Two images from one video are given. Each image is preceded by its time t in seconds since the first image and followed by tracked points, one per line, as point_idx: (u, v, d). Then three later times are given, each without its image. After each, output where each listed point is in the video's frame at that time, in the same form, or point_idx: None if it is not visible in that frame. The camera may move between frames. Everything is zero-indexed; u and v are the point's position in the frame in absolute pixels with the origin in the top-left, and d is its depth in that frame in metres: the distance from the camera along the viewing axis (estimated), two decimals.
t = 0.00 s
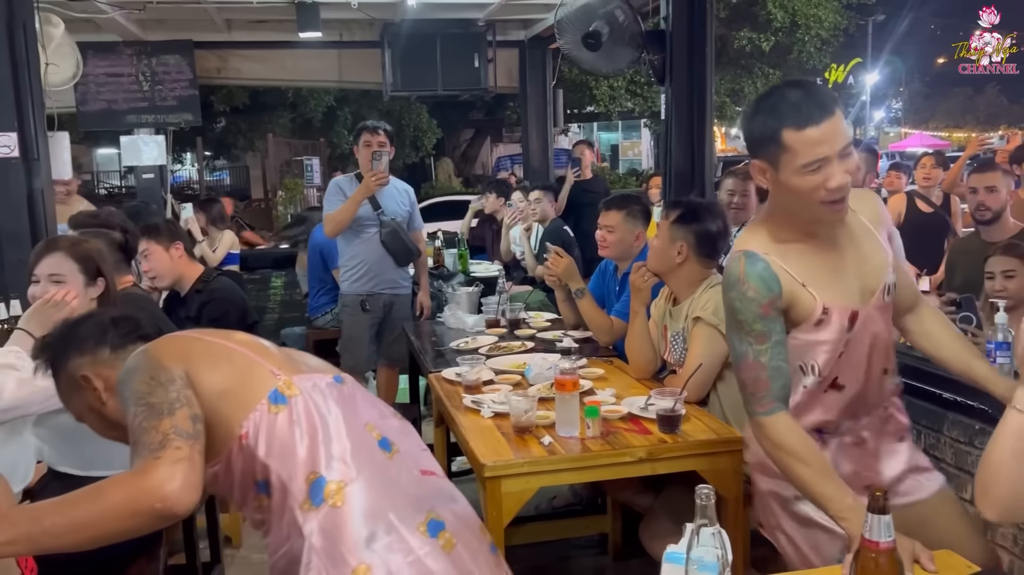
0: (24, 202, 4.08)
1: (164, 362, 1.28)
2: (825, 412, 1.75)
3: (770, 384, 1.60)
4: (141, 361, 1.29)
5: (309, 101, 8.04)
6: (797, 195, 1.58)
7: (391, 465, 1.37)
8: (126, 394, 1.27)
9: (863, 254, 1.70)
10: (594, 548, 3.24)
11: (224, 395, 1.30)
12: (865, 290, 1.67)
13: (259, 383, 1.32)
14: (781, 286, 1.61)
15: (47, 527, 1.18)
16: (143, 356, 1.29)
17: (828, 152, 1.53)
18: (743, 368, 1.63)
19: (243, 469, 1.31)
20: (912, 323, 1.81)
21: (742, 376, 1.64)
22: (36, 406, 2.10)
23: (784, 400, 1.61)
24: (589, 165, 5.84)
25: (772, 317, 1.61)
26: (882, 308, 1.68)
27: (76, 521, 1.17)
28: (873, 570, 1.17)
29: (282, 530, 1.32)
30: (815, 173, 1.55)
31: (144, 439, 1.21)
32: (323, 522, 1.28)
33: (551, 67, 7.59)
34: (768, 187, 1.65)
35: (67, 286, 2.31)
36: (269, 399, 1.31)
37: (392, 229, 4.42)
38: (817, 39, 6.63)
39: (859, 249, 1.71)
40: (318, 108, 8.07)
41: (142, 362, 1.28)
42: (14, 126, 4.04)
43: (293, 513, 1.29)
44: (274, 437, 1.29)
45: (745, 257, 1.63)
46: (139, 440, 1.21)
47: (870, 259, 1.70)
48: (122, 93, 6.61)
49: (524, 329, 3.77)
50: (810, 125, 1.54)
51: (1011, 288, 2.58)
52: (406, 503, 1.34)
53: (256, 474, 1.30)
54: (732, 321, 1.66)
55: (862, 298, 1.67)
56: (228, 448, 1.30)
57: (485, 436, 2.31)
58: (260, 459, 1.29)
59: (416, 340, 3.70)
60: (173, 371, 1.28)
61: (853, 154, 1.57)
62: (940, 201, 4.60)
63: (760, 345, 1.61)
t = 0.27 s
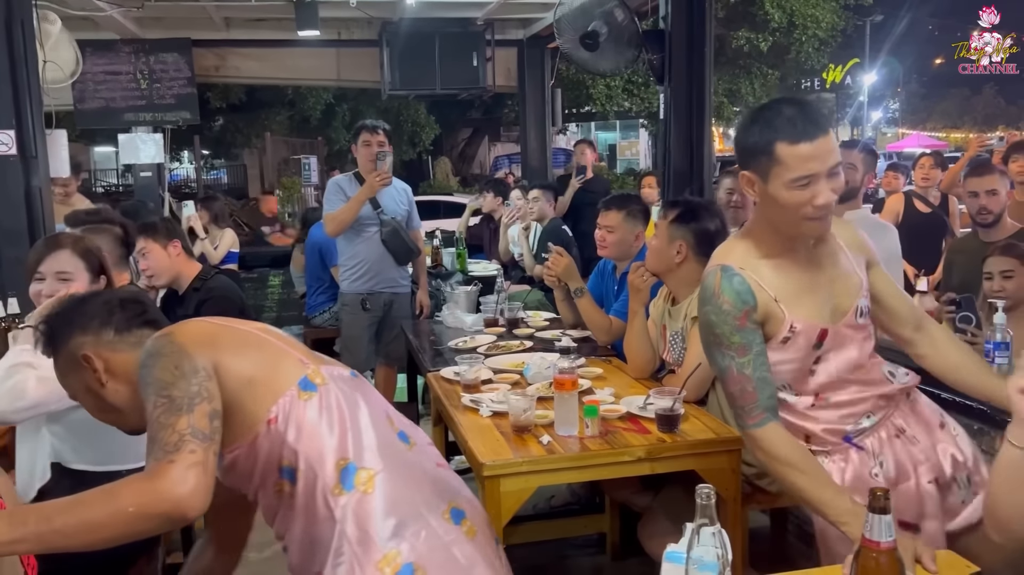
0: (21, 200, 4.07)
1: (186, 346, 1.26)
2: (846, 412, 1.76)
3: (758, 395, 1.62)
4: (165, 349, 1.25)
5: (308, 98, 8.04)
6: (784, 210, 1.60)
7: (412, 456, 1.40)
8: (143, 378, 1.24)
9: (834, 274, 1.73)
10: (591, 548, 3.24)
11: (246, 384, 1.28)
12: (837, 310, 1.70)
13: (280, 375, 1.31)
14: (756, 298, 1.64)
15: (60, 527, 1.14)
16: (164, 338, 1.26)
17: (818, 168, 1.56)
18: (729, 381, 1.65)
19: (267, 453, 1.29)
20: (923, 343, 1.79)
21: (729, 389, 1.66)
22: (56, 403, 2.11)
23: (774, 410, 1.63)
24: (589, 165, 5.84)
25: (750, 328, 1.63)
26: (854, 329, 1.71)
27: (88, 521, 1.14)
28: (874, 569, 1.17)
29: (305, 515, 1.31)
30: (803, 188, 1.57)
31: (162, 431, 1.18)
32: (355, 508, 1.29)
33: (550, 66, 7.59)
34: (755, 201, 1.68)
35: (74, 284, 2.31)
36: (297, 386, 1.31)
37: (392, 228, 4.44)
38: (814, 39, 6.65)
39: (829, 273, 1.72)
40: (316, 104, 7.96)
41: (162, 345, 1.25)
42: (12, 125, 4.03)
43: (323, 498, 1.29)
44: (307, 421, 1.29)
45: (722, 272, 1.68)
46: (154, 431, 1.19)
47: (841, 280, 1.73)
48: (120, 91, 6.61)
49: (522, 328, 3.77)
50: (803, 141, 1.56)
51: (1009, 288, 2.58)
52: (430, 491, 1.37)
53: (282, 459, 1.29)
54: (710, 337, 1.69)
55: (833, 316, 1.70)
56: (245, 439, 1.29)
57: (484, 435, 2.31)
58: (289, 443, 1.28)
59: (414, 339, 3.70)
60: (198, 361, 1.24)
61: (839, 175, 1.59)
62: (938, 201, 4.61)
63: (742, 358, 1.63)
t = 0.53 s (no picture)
0: (23, 196, 4.07)
1: (202, 334, 1.23)
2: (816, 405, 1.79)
3: (761, 397, 1.61)
4: (181, 336, 1.22)
5: (311, 96, 8.03)
6: (817, 207, 1.60)
7: (426, 446, 1.41)
8: (155, 364, 1.21)
9: (852, 279, 1.73)
10: (592, 546, 3.24)
11: (261, 374, 1.27)
12: (840, 317, 1.73)
13: (296, 365, 1.30)
14: (765, 303, 1.64)
15: (63, 531, 1.14)
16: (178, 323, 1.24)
17: (851, 164, 1.58)
18: (733, 383, 1.65)
19: (287, 442, 1.28)
20: (959, 329, 1.79)
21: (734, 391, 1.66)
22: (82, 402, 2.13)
23: (778, 412, 1.62)
24: (595, 163, 5.84)
25: (758, 331, 1.63)
26: (854, 337, 1.75)
27: (94, 526, 1.15)
28: (875, 568, 1.17)
29: (323, 506, 1.29)
30: (839, 184, 1.58)
31: (177, 432, 1.18)
32: (380, 496, 1.29)
33: (553, 64, 7.57)
34: (777, 206, 1.66)
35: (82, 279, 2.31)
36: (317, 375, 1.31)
37: (397, 225, 4.44)
38: (817, 39, 6.64)
39: (849, 271, 1.74)
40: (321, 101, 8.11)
41: (175, 330, 1.23)
42: (15, 121, 4.03)
43: (344, 488, 1.29)
44: (330, 411, 1.29)
45: (731, 273, 1.66)
46: (164, 429, 1.18)
47: (859, 283, 1.74)
48: (123, 89, 6.61)
49: (524, 327, 3.77)
50: (839, 137, 1.57)
51: (1014, 288, 2.57)
52: (446, 481, 1.39)
53: (301, 448, 1.28)
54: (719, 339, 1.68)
55: (832, 327, 1.73)
56: (259, 430, 1.27)
57: (485, 433, 2.30)
58: (311, 432, 1.28)
59: (416, 337, 3.70)
60: (214, 352, 1.22)
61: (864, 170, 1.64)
62: (942, 201, 4.59)
63: (748, 359, 1.63)
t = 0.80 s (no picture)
0: (32, 192, 4.09)
1: (223, 326, 1.19)
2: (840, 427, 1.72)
3: (757, 416, 1.62)
4: (199, 328, 1.17)
5: (320, 92, 8.05)
6: (828, 221, 1.59)
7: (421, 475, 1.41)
8: (168, 346, 1.17)
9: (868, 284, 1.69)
10: (598, 545, 3.24)
11: (272, 380, 1.24)
12: (861, 324, 1.68)
13: (310, 375, 1.27)
14: (765, 325, 1.63)
15: (65, 541, 1.12)
16: (200, 306, 1.19)
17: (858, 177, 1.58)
18: (734, 401, 1.67)
19: (284, 455, 1.26)
20: (948, 327, 1.82)
21: (734, 407, 1.67)
22: (74, 394, 2.09)
23: (779, 427, 1.62)
24: (605, 162, 5.84)
25: (759, 353, 1.63)
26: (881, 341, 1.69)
27: (89, 541, 1.12)
28: (880, 569, 1.16)
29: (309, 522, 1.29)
30: (848, 199, 1.58)
31: (189, 452, 1.14)
32: (367, 530, 1.30)
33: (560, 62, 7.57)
34: (783, 221, 1.65)
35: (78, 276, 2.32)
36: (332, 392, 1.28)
37: (407, 223, 4.45)
38: (826, 38, 6.62)
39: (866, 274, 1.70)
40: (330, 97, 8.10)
41: (196, 317, 1.18)
42: (23, 116, 4.04)
43: (331, 513, 1.29)
44: (335, 435, 1.28)
45: (732, 294, 1.66)
46: (167, 432, 1.15)
47: (876, 285, 1.69)
48: (132, 85, 6.63)
49: (530, 325, 3.77)
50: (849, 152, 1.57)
51: None
52: (435, 517, 1.40)
53: (299, 464, 1.27)
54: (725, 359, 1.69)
55: (854, 336, 1.67)
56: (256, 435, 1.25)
57: (491, 431, 2.30)
58: (313, 455, 1.26)
59: (422, 334, 3.70)
60: (232, 356, 1.19)
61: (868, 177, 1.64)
62: (952, 200, 4.57)
63: (749, 379, 1.63)
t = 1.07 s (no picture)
0: (44, 187, 4.11)
1: (254, 332, 1.11)
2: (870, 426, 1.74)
3: (760, 410, 1.62)
4: (231, 325, 1.10)
5: (330, 88, 8.05)
6: (812, 220, 1.60)
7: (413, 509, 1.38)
8: (191, 334, 1.10)
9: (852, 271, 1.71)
10: (605, 543, 3.24)
11: (290, 393, 1.18)
12: (852, 309, 1.67)
13: (329, 397, 1.20)
14: (756, 314, 1.63)
15: (66, 534, 1.13)
16: (235, 304, 1.11)
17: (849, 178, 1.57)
18: (734, 396, 1.65)
19: (279, 464, 1.22)
20: (941, 334, 1.80)
21: (734, 403, 1.66)
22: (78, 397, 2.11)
23: (779, 423, 1.62)
24: (614, 159, 5.83)
25: (755, 343, 1.62)
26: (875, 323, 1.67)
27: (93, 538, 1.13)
28: (887, 569, 1.16)
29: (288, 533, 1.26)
30: (836, 200, 1.58)
31: (193, 460, 1.10)
32: (343, 560, 1.28)
33: (570, 60, 7.56)
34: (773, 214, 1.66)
35: (66, 267, 2.30)
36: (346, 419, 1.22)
37: (416, 220, 4.46)
38: (837, 36, 6.58)
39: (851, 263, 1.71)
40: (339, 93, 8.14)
41: (227, 316, 1.10)
42: (35, 112, 4.06)
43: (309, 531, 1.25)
44: (336, 461, 1.23)
45: (723, 287, 1.67)
46: (174, 432, 1.10)
47: (862, 274, 1.71)
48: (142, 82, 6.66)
49: (538, 322, 3.77)
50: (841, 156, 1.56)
51: None
52: (417, 556, 1.37)
53: (294, 478, 1.23)
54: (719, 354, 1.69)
55: (844, 319, 1.66)
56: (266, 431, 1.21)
57: (498, 429, 2.30)
58: (309, 475, 1.23)
59: (430, 332, 3.71)
60: (261, 364, 1.12)
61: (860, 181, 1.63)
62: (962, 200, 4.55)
63: (745, 372, 1.63)
